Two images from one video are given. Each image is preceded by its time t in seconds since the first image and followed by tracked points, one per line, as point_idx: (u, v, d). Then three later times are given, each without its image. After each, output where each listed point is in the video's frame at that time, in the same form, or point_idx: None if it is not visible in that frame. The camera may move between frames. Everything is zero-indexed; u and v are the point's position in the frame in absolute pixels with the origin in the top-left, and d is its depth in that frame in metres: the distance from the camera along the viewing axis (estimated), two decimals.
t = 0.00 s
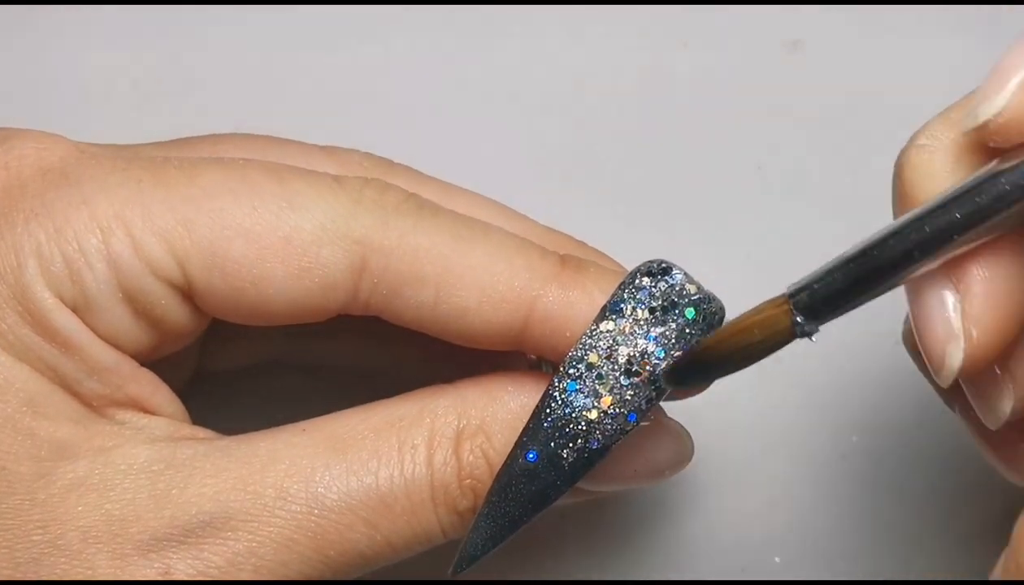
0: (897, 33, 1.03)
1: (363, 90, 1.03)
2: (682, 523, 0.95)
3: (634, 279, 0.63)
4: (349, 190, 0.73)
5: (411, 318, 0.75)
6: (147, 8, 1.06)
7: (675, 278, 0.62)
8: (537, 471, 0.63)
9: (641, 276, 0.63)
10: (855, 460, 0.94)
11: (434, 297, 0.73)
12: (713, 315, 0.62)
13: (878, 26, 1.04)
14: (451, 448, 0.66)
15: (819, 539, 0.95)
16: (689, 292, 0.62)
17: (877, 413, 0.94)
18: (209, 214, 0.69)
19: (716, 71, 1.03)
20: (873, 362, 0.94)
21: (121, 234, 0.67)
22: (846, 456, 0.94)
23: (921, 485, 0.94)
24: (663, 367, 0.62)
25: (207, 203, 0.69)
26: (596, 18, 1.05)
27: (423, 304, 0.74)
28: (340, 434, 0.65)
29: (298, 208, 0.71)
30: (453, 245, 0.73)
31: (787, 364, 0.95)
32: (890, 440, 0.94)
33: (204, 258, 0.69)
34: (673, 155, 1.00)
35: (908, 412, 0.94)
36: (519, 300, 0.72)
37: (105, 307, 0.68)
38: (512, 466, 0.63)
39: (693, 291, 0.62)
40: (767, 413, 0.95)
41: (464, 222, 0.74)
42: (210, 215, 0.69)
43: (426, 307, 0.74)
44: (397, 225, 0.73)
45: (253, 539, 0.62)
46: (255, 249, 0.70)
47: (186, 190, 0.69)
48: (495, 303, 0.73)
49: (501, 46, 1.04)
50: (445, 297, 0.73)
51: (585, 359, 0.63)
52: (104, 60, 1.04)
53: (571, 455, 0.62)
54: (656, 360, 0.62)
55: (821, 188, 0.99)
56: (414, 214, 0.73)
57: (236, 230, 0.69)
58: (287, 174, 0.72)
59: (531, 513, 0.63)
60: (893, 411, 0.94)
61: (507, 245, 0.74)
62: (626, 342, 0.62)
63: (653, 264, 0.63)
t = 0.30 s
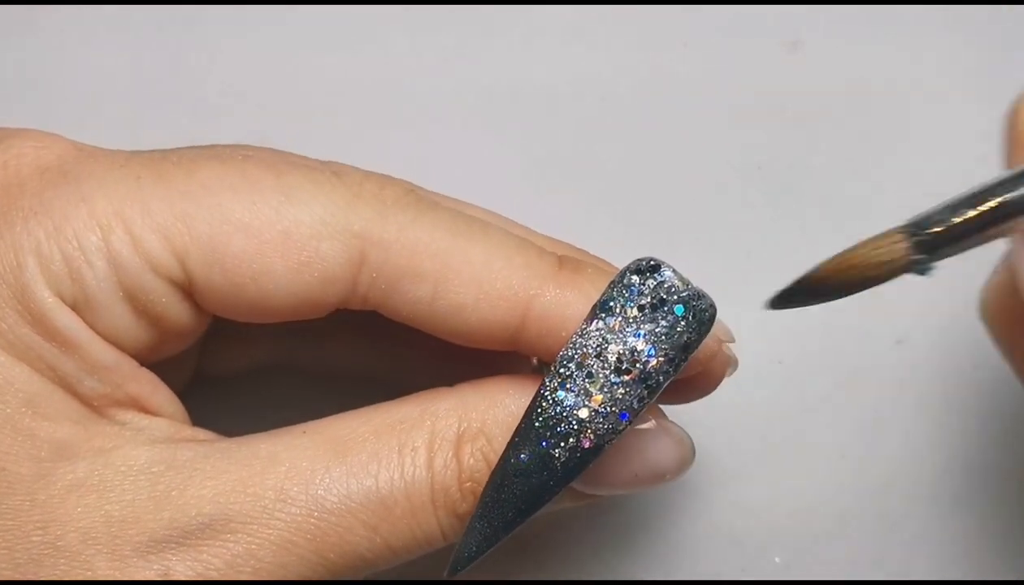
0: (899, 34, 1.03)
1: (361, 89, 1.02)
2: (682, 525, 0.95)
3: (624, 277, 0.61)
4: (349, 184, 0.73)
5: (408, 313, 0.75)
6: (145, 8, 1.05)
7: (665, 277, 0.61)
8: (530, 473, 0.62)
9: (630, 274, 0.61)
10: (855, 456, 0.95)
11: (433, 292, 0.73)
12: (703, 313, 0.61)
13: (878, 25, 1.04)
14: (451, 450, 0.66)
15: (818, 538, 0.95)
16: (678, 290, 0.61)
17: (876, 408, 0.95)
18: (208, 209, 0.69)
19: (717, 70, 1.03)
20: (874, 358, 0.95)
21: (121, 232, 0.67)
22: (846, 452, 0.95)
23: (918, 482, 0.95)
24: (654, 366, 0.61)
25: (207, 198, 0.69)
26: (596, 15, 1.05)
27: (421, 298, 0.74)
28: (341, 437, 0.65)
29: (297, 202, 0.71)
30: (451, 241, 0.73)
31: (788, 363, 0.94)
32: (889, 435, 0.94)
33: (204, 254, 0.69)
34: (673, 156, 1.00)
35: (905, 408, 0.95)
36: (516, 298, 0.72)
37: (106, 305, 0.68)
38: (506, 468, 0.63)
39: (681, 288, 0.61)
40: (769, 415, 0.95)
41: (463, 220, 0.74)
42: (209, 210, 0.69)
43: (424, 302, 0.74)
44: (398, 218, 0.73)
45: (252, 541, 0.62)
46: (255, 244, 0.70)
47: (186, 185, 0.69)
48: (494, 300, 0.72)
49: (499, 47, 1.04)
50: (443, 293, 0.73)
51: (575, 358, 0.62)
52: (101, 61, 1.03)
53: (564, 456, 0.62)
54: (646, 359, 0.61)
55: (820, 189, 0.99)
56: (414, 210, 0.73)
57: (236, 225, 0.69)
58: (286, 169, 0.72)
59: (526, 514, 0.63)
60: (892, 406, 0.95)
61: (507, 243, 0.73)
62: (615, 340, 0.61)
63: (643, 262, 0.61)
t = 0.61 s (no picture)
0: (898, 33, 1.03)
1: (361, 80, 1.02)
2: (686, 531, 0.95)
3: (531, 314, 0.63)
4: (339, 165, 0.73)
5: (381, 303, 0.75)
6: None
7: (562, 295, 0.63)
8: (548, 518, 0.66)
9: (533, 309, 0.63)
10: (857, 461, 0.94)
11: (406, 287, 0.73)
12: (615, 312, 0.63)
13: (883, 25, 1.03)
14: (461, 458, 0.66)
15: (822, 545, 0.94)
16: (579, 302, 0.63)
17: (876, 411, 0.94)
18: (189, 192, 0.68)
19: (719, 70, 1.02)
20: (875, 361, 0.95)
21: (105, 220, 0.67)
22: (847, 455, 0.94)
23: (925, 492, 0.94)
24: (597, 380, 0.63)
25: (188, 181, 0.69)
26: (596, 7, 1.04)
27: (394, 292, 0.73)
28: (350, 436, 0.65)
29: (279, 183, 0.71)
30: (436, 233, 0.72)
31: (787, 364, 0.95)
32: (892, 441, 0.94)
33: (189, 240, 0.69)
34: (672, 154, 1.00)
35: (907, 413, 0.94)
36: (489, 307, 0.72)
37: (97, 297, 0.68)
38: (525, 524, 0.67)
39: (581, 301, 0.63)
40: (771, 420, 0.95)
41: (450, 212, 0.74)
42: (190, 193, 0.68)
43: (396, 296, 0.73)
44: (383, 203, 0.72)
45: (258, 537, 0.61)
46: (239, 228, 0.70)
47: (166, 168, 0.69)
48: (466, 306, 0.72)
49: (500, 39, 1.03)
50: (417, 290, 0.73)
51: (528, 413, 0.64)
52: (102, 50, 1.02)
53: (566, 495, 0.65)
54: (583, 376, 0.63)
55: (822, 193, 0.99)
56: (402, 196, 0.73)
57: (218, 209, 0.69)
58: (270, 150, 0.72)
59: (569, 551, 0.68)
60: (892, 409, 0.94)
61: (493, 244, 0.73)
62: (550, 377, 0.63)
63: (535, 290, 0.63)
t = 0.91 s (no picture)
0: (897, 35, 1.03)
1: (359, 79, 1.02)
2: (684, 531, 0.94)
3: (522, 319, 0.63)
4: (330, 162, 0.73)
5: (369, 302, 0.75)
6: None
7: (547, 294, 0.64)
8: (580, 521, 0.64)
9: (521, 313, 0.63)
10: (855, 459, 0.94)
11: (397, 287, 0.73)
12: (601, 299, 0.65)
13: (879, 27, 1.03)
14: (462, 459, 0.66)
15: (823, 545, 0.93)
16: (565, 297, 0.64)
17: (875, 410, 0.94)
18: (179, 194, 0.68)
19: (717, 71, 1.02)
20: (874, 361, 0.95)
21: (97, 222, 0.67)
22: (845, 453, 0.94)
23: (924, 491, 0.94)
24: (597, 371, 0.64)
25: (179, 183, 0.68)
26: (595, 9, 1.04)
27: (384, 292, 0.74)
28: (349, 437, 0.65)
29: (269, 183, 0.71)
30: (429, 236, 0.73)
31: (787, 363, 0.95)
32: (891, 440, 0.94)
33: (180, 240, 0.69)
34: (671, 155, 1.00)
35: (906, 412, 0.94)
36: (481, 308, 0.72)
37: (87, 296, 0.68)
38: (560, 531, 0.65)
39: (567, 295, 0.64)
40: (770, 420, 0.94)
41: (443, 212, 0.74)
42: (180, 195, 0.68)
43: (387, 295, 0.74)
44: (375, 202, 0.72)
45: (255, 537, 0.61)
46: (230, 230, 0.70)
47: (155, 167, 0.69)
48: (455, 307, 0.72)
49: (498, 40, 1.03)
50: (407, 290, 0.73)
51: (537, 418, 0.64)
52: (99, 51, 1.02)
53: (591, 492, 0.64)
54: (584, 370, 0.64)
55: (820, 194, 0.99)
56: (394, 196, 0.73)
57: (207, 210, 0.69)
58: (261, 147, 0.73)
59: (608, 553, 0.65)
60: (892, 408, 0.94)
61: (484, 244, 0.73)
62: (552, 378, 0.63)
63: (518, 296, 0.64)
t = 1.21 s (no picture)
0: (898, 35, 1.03)
1: (359, 80, 1.02)
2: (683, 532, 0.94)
3: (535, 310, 0.64)
4: (330, 171, 0.73)
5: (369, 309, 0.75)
6: None
7: (559, 286, 0.64)
8: (595, 516, 0.64)
9: (534, 304, 0.64)
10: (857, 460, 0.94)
11: (398, 296, 0.73)
12: (613, 290, 0.64)
13: (880, 28, 1.03)
14: (465, 462, 0.66)
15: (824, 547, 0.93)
16: (578, 288, 0.64)
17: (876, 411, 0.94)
18: (179, 199, 0.68)
19: (718, 72, 1.02)
20: (875, 362, 0.95)
21: (96, 223, 0.67)
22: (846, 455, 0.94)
23: (924, 492, 0.94)
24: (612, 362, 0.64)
25: (178, 186, 0.68)
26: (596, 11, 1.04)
27: (386, 300, 0.73)
28: (349, 440, 0.65)
29: (269, 190, 0.71)
30: (428, 241, 0.72)
31: (788, 364, 0.94)
32: (891, 442, 0.94)
33: (178, 244, 0.69)
34: (672, 156, 0.99)
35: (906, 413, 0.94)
36: (481, 315, 0.71)
37: (84, 297, 0.68)
38: (575, 527, 0.65)
39: (580, 286, 0.64)
40: (770, 421, 0.94)
41: (445, 218, 0.74)
42: (179, 199, 0.68)
43: (388, 302, 0.73)
44: (373, 211, 0.72)
45: (252, 540, 0.61)
46: (229, 236, 0.70)
47: (156, 171, 0.68)
48: (455, 316, 0.72)
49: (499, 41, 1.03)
50: (407, 299, 0.73)
51: (550, 413, 0.64)
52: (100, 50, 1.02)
53: (605, 486, 0.64)
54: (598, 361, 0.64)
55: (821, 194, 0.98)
56: (394, 207, 0.73)
57: (206, 215, 0.69)
58: (260, 153, 0.72)
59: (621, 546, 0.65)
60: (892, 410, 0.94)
61: (484, 252, 0.73)
62: (566, 370, 0.64)
63: (530, 288, 0.64)
